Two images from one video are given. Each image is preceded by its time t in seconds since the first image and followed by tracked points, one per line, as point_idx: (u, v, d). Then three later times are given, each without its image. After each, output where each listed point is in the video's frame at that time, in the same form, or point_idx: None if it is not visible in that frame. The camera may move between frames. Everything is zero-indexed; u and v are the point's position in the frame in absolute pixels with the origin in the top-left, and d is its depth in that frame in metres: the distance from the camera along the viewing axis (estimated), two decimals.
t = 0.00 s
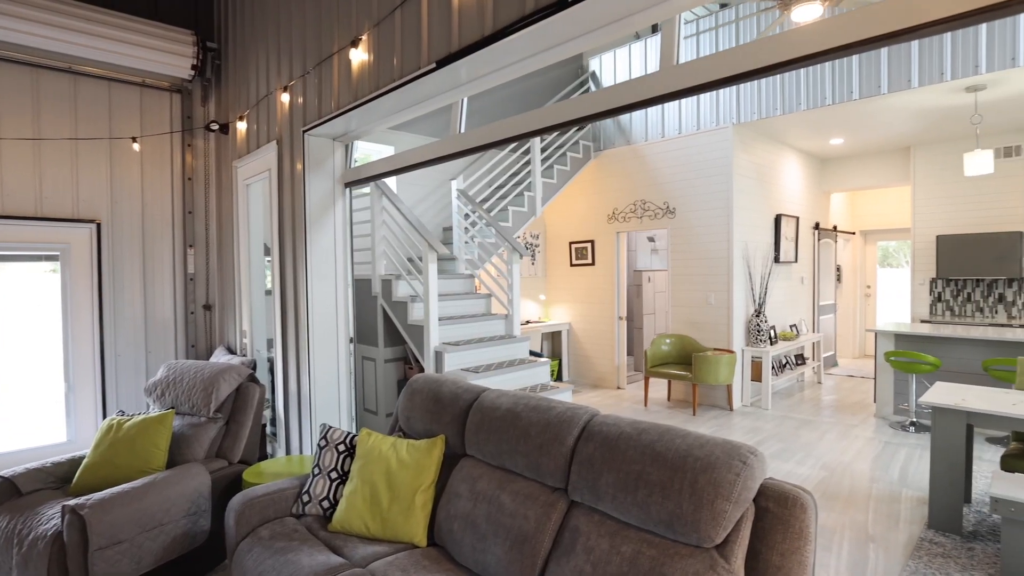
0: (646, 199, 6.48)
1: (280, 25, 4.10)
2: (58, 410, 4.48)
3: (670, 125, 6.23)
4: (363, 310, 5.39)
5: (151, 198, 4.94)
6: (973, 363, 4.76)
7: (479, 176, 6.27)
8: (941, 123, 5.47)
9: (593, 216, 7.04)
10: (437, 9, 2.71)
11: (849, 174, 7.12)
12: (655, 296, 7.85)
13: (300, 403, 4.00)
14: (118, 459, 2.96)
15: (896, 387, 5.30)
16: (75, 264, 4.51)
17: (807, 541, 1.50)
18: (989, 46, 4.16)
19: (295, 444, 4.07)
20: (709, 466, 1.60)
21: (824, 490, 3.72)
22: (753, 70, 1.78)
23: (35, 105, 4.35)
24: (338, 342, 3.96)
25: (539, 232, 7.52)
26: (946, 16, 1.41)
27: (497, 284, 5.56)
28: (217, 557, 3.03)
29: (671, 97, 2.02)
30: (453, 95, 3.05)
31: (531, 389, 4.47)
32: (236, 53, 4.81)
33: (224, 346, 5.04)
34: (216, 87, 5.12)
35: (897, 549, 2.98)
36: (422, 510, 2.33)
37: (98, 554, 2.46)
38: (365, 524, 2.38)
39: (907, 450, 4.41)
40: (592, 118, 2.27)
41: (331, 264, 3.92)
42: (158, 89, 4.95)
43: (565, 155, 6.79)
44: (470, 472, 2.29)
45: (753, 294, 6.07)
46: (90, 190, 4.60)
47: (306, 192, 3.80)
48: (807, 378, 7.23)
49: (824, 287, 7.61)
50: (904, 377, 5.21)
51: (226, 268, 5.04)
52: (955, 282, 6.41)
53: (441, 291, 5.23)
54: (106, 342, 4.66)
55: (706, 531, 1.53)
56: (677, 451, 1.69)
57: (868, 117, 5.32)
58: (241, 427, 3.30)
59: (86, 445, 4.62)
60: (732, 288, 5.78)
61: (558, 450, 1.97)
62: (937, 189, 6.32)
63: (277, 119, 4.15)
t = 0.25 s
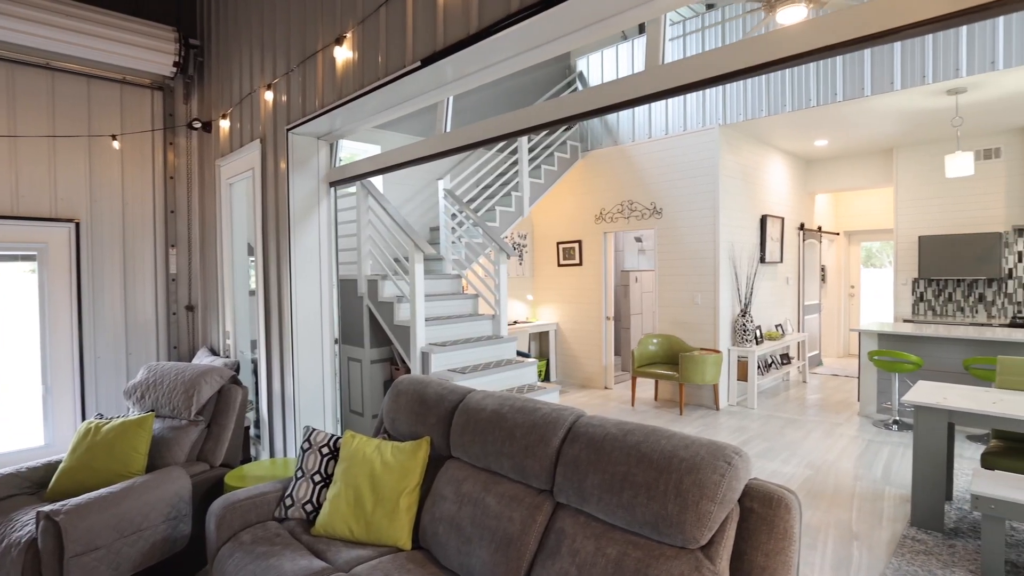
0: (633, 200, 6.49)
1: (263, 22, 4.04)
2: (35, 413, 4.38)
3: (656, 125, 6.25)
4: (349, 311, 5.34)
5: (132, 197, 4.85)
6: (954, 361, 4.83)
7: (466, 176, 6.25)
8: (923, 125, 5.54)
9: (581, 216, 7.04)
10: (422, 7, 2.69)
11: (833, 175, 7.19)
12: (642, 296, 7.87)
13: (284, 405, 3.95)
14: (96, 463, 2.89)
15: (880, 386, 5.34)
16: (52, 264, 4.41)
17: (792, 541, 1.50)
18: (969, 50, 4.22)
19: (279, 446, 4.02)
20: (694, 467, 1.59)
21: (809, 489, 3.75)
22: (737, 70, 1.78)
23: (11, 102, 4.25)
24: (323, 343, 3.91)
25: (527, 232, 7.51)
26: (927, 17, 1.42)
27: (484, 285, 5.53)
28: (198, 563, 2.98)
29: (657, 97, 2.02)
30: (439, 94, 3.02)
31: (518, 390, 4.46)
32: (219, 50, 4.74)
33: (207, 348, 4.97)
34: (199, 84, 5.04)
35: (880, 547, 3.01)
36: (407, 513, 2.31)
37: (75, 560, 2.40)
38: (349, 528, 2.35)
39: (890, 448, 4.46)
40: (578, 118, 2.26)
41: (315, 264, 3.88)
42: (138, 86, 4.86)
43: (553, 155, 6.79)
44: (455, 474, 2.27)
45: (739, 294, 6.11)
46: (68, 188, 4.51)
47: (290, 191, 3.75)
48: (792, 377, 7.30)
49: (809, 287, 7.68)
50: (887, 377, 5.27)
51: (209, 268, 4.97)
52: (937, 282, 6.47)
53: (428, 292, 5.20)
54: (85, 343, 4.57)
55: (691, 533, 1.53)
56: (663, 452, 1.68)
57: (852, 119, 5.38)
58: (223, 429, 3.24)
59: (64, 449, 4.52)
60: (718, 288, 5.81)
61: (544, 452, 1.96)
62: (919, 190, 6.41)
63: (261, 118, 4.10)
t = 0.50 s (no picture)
0: (621, 200, 6.50)
1: (247, 19, 3.99)
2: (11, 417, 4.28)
3: (644, 126, 6.27)
4: (335, 311, 5.29)
5: (112, 196, 4.76)
6: (936, 361, 4.88)
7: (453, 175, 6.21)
8: (906, 127, 5.60)
9: (569, 217, 7.04)
10: (407, 4, 2.66)
11: (818, 176, 7.26)
12: (630, 296, 7.89)
13: (268, 407, 3.90)
14: (73, 468, 2.82)
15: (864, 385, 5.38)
16: (29, 264, 4.31)
17: (777, 542, 1.49)
18: (951, 53, 4.27)
19: (263, 449, 3.97)
20: (680, 469, 1.58)
21: (795, 488, 3.76)
22: (722, 69, 1.77)
23: None
24: (307, 344, 3.86)
25: (515, 232, 7.49)
26: (910, 18, 1.42)
27: (471, 285, 5.50)
28: (179, 568, 2.92)
29: (643, 96, 2.01)
30: (425, 92, 2.99)
31: (505, 391, 4.44)
32: (201, 47, 4.67)
33: (190, 349, 4.89)
34: (181, 81, 4.96)
35: (865, 545, 3.03)
36: (391, 516, 2.27)
37: (49, 568, 2.33)
38: (332, 532, 2.31)
39: (874, 447, 4.50)
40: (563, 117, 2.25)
41: (300, 264, 3.83)
42: (119, 83, 4.77)
43: (541, 155, 6.78)
44: (440, 476, 2.24)
45: (726, 294, 6.14)
46: (46, 187, 4.41)
47: (274, 190, 3.70)
48: (778, 376, 7.35)
49: (795, 287, 7.75)
50: (871, 376, 5.31)
51: (192, 268, 4.90)
52: (920, 282, 6.54)
53: (415, 292, 5.16)
54: (64, 345, 4.47)
55: (676, 535, 1.52)
56: (648, 453, 1.67)
57: (837, 120, 5.42)
58: (205, 433, 3.18)
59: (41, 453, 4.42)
60: (706, 288, 5.83)
61: (529, 454, 1.94)
62: (902, 191, 6.49)
63: (244, 116, 4.04)
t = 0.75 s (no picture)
0: (608, 200, 6.50)
1: (229, 15, 3.92)
2: None
3: (631, 127, 6.28)
4: (320, 312, 5.23)
5: (91, 195, 4.67)
6: (919, 360, 4.93)
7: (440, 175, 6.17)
8: (889, 129, 5.66)
9: (556, 217, 7.03)
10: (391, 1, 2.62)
11: (804, 177, 7.32)
12: (617, 297, 7.90)
13: (250, 409, 3.84)
14: (47, 473, 2.75)
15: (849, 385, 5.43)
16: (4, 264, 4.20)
17: (762, 544, 1.48)
18: (934, 55, 4.31)
19: (245, 452, 3.90)
20: (665, 471, 1.57)
21: (781, 487, 3.78)
22: (707, 69, 1.76)
23: None
24: (291, 345, 3.81)
25: (502, 232, 7.47)
26: (894, 18, 1.42)
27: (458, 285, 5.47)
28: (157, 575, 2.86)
29: (628, 95, 1.99)
30: (409, 91, 2.96)
31: (492, 392, 4.41)
32: (183, 43, 4.59)
33: (171, 351, 4.81)
34: (162, 78, 4.87)
35: (850, 544, 3.04)
36: (374, 520, 2.23)
37: None
38: (314, 537, 2.27)
39: (859, 446, 4.53)
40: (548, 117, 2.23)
41: (283, 265, 3.77)
42: (98, 79, 4.68)
43: (528, 155, 6.76)
44: (424, 480, 2.21)
45: (713, 294, 6.17)
46: (22, 185, 4.31)
47: (256, 189, 3.64)
48: (764, 376, 7.39)
49: (781, 287, 7.80)
50: (856, 375, 5.36)
51: (173, 269, 4.82)
52: (903, 282, 6.61)
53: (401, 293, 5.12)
54: (40, 347, 4.37)
55: (661, 537, 1.50)
56: (633, 455, 1.65)
57: (822, 122, 5.46)
58: (185, 436, 3.12)
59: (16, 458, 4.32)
60: (693, 288, 5.85)
61: (514, 456, 1.91)
62: (886, 193, 6.57)
63: (226, 114, 3.98)
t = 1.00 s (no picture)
0: (595, 200, 6.50)
1: (209, 10, 3.85)
2: None
3: (618, 127, 6.28)
4: (304, 313, 5.17)
5: (68, 194, 4.57)
6: (902, 359, 4.98)
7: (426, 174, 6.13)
8: (873, 131, 5.71)
9: (543, 217, 7.01)
10: None
11: (789, 178, 7.38)
12: (605, 297, 7.90)
13: (231, 412, 3.77)
14: (19, 479, 2.66)
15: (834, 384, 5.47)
16: None
17: (746, 547, 1.47)
18: (917, 58, 4.35)
19: (227, 456, 3.83)
20: (649, 473, 1.54)
21: (766, 487, 3.79)
22: (692, 68, 1.75)
23: None
24: (273, 346, 3.75)
25: (490, 232, 7.44)
26: (878, 17, 1.41)
27: (445, 286, 5.43)
28: None
29: (613, 94, 1.97)
30: (393, 89, 2.92)
31: (478, 393, 4.38)
32: (163, 39, 4.50)
33: (151, 353, 4.72)
34: (142, 75, 4.78)
35: (835, 543, 3.05)
36: (357, 525, 2.19)
37: None
38: (294, 543, 2.22)
39: (843, 445, 4.56)
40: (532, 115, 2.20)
41: (265, 265, 3.71)
42: (76, 75, 4.58)
43: (516, 155, 6.74)
44: (407, 483, 2.17)
45: (699, 294, 6.18)
46: None
47: (237, 188, 3.57)
48: (750, 376, 7.43)
49: (766, 287, 7.85)
50: (840, 375, 5.39)
51: (153, 269, 4.73)
52: (886, 282, 6.67)
53: (386, 293, 5.07)
54: (15, 349, 4.26)
55: (646, 541, 1.48)
56: (618, 457, 1.63)
57: (807, 123, 5.50)
58: (163, 440, 3.05)
59: None
60: (679, 288, 5.86)
61: (498, 459, 1.88)
62: (869, 194, 6.63)
63: (206, 111, 3.90)
